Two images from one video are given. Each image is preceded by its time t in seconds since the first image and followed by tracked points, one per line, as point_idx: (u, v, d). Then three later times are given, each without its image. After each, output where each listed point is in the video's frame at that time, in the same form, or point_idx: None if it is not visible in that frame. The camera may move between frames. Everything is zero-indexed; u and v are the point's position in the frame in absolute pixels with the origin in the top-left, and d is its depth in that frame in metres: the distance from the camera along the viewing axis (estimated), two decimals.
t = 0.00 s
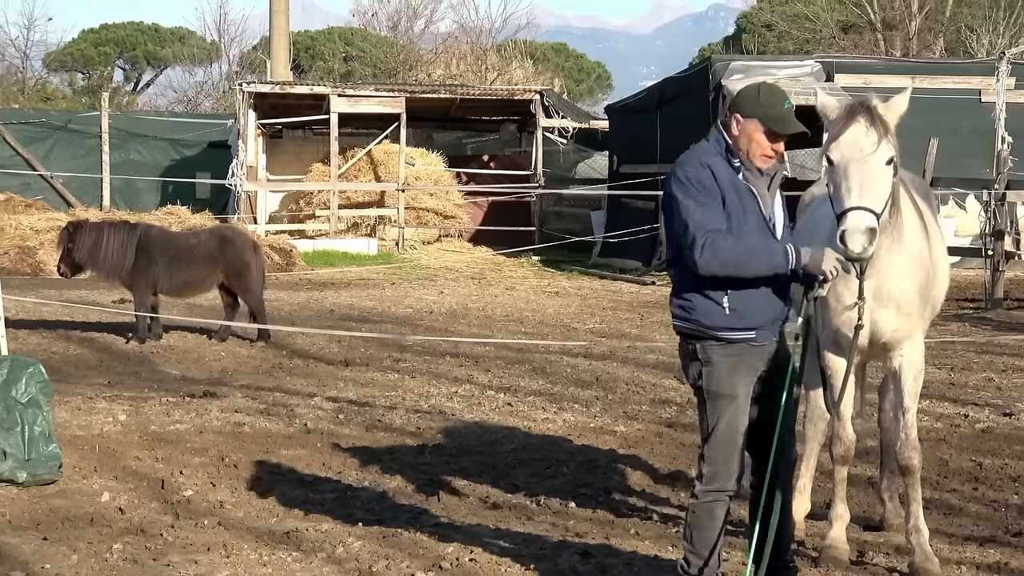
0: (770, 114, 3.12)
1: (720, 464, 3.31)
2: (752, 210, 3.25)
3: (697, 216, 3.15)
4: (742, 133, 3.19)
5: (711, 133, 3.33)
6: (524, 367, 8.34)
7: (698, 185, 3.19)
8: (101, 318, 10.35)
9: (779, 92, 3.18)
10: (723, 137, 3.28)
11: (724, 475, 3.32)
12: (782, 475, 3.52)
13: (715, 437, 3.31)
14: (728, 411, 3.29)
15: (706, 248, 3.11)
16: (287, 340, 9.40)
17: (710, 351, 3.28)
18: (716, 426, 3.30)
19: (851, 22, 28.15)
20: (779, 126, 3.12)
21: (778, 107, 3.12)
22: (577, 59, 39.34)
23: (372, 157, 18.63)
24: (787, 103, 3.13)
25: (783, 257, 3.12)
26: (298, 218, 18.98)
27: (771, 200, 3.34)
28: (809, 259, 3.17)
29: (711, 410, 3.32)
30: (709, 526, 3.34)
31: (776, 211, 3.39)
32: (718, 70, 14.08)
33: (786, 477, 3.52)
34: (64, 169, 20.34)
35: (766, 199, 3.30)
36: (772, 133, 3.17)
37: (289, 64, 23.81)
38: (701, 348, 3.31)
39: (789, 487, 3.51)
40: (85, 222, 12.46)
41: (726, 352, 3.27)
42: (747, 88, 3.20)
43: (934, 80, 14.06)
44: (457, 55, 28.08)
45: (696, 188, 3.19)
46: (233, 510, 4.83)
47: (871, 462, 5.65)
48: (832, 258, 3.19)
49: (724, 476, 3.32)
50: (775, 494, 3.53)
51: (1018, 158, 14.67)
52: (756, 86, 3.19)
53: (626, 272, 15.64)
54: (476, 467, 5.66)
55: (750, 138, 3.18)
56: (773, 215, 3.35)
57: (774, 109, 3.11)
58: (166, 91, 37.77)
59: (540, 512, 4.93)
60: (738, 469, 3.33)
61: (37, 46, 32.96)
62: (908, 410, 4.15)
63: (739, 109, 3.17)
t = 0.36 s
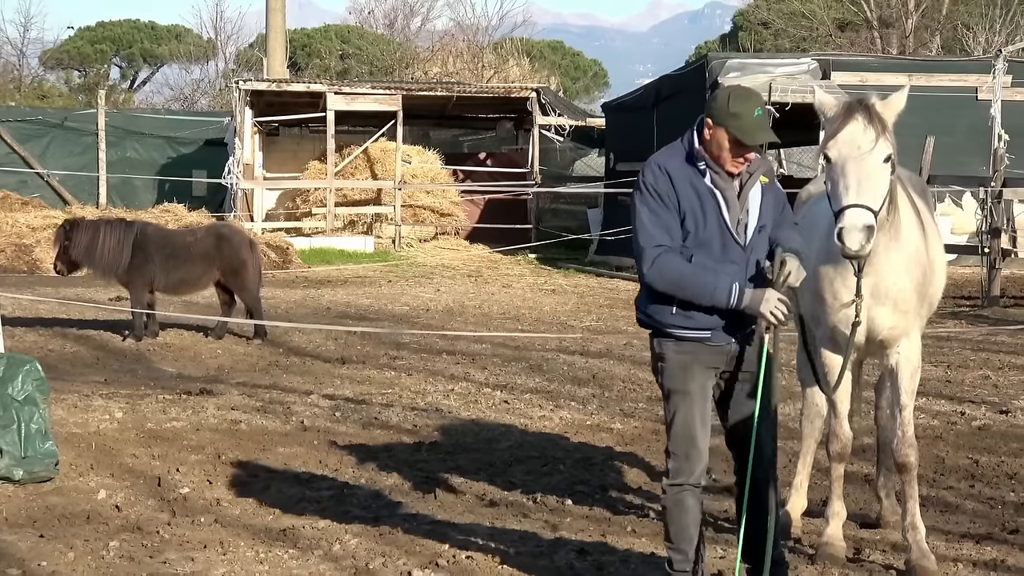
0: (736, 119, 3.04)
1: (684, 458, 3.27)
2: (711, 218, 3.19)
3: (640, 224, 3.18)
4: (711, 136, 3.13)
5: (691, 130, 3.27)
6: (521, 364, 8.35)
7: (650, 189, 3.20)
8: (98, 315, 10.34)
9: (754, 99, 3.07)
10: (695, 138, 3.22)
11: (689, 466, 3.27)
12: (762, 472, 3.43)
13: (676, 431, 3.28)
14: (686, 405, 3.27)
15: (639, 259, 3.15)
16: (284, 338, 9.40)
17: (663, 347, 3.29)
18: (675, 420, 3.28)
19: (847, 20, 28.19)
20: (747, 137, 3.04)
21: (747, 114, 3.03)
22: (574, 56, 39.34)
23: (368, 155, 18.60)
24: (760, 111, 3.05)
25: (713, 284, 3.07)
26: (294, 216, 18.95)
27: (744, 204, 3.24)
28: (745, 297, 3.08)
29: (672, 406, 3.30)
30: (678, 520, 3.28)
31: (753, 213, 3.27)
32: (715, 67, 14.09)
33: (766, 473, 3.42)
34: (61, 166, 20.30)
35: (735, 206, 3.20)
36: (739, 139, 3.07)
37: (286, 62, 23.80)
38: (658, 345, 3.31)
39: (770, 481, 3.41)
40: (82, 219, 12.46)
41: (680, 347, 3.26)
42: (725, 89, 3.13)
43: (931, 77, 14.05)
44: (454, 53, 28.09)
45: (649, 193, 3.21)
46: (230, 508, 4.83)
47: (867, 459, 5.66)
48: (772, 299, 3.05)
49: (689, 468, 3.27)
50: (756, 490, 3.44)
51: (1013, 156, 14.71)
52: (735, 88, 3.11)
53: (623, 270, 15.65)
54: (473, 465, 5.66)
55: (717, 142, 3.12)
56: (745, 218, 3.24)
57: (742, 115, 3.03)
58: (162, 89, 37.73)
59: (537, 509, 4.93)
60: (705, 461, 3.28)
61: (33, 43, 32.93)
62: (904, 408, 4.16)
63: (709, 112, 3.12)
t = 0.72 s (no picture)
0: (712, 104, 3.01)
1: (677, 453, 3.28)
2: (696, 214, 3.18)
3: (624, 225, 3.18)
4: (691, 126, 3.11)
5: (674, 126, 3.26)
6: (518, 360, 8.34)
7: (634, 189, 3.20)
8: (96, 311, 10.32)
9: (729, 81, 3.04)
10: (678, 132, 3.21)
11: (683, 460, 3.27)
12: (758, 467, 3.42)
13: (669, 425, 3.29)
14: (679, 400, 3.28)
15: (624, 261, 3.14)
16: (281, 333, 9.39)
17: (657, 343, 3.30)
18: (670, 415, 3.29)
19: (844, 16, 28.18)
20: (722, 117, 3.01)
21: (721, 98, 3.00)
22: (571, 52, 39.23)
23: (365, 150, 18.59)
24: (732, 91, 3.02)
25: (697, 284, 3.05)
26: (291, 211, 18.92)
27: (731, 197, 3.23)
28: (720, 297, 3.00)
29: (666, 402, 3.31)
30: (673, 514, 3.28)
31: (739, 205, 3.27)
32: (712, 62, 14.08)
33: (761, 468, 3.42)
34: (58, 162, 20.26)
35: (720, 200, 3.19)
36: (719, 125, 3.05)
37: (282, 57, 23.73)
38: (651, 342, 3.32)
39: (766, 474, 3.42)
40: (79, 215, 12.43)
41: (672, 342, 3.28)
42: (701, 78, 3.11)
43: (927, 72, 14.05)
44: (451, 49, 28.08)
45: (632, 192, 3.20)
46: (227, 503, 4.83)
47: (864, 454, 5.66)
48: (748, 296, 2.99)
49: (683, 463, 3.28)
50: (751, 485, 3.43)
51: (1011, 151, 14.72)
52: (710, 76, 3.08)
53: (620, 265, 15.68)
54: (471, 460, 5.66)
55: (697, 131, 3.09)
56: (732, 212, 3.24)
57: (716, 99, 3.00)
58: (159, 85, 37.65)
59: (534, 504, 4.93)
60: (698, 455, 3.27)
61: (30, 39, 32.86)
62: (903, 402, 4.17)
63: (687, 102, 3.09)
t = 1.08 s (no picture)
0: (707, 92, 3.02)
1: (683, 451, 3.28)
2: (699, 208, 3.17)
3: (626, 220, 3.17)
4: (690, 117, 3.11)
5: (676, 121, 3.26)
6: (516, 354, 8.35)
7: (636, 184, 3.19)
8: (93, 306, 10.30)
9: (725, 70, 3.05)
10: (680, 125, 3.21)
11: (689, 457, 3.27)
12: (760, 462, 3.43)
13: (676, 423, 3.28)
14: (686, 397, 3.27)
15: (626, 257, 3.14)
16: (279, 328, 9.38)
17: (663, 340, 3.29)
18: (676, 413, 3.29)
19: (842, 10, 28.13)
20: (717, 103, 3.01)
21: (714, 85, 3.01)
22: (569, 46, 39.21)
23: (363, 145, 18.58)
24: (723, 78, 3.02)
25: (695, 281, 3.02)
26: (289, 206, 18.89)
27: (736, 190, 3.22)
28: (708, 295, 2.96)
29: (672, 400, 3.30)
30: (678, 510, 3.29)
31: (746, 198, 3.25)
32: (709, 57, 14.13)
33: (764, 464, 3.43)
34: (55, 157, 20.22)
35: (724, 193, 3.18)
36: (717, 113, 3.06)
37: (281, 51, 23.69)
38: (657, 338, 3.31)
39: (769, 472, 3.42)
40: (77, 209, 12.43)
41: (680, 339, 3.26)
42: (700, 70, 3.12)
43: (926, 66, 14.03)
44: (448, 43, 28.06)
45: (634, 187, 3.19)
46: (226, 498, 4.83)
47: (862, 448, 5.67)
48: (733, 296, 2.93)
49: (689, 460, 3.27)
50: (753, 481, 3.43)
51: (1008, 145, 14.72)
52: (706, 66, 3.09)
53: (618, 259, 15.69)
54: (469, 455, 5.66)
55: (697, 122, 3.10)
56: (738, 205, 3.22)
57: (709, 85, 3.01)
58: (157, 79, 37.57)
59: (533, 499, 4.94)
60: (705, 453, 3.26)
61: (27, 33, 32.80)
62: (901, 397, 4.17)
63: (684, 92, 3.10)
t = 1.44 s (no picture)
0: (726, 83, 3.02)
1: (695, 447, 3.25)
2: (718, 202, 3.16)
3: (646, 211, 3.14)
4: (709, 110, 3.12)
5: (693, 116, 3.25)
6: (515, 349, 8.35)
7: (655, 176, 3.17)
8: (93, 302, 10.29)
9: (745, 62, 3.06)
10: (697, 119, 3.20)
11: (701, 457, 3.24)
12: (764, 460, 3.44)
13: (688, 420, 3.26)
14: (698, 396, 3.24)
15: (644, 247, 3.11)
16: (279, 324, 9.37)
17: (677, 335, 3.24)
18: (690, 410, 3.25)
19: (841, 4, 28.11)
20: (737, 93, 3.02)
21: (734, 75, 3.01)
22: (568, 41, 39.21)
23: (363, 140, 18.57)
24: (744, 72, 3.02)
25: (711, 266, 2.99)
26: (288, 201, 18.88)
27: (752, 187, 3.22)
28: (728, 271, 2.93)
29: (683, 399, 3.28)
30: (687, 509, 3.27)
31: (760, 196, 3.25)
32: (709, 52, 14.09)
33: (766, 462, 3.44)
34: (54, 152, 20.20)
35: (741, 188, 3.18)
36: (736, 103, 3.06)
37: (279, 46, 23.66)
38: (669, 333, 3.27)
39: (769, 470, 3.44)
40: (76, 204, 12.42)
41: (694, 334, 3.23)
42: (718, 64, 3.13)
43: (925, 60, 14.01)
44: (447, 38, 28.04)
45: (653, 178, 3.17)
46: (226, 493, 4.83)
47: (862, 443, 5.67)
48: (755, 268, 2.90)
49: (701, 459, 3.25)
50: (754, 478, 3.45)
51: (1008, 140, 14.70)
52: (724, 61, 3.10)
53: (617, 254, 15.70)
54: (469, 450, 5.66)
55: (716, 114, 3.10)
56: (753, 202, 3.22)
57: (730, 77, 3.01)
58: (156, 75, 37.54)
59: (533, 494, 4.94)
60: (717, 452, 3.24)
61: (26, 29, 32.77)
62: (900, 391, 4.18)
63: (703, 86, 3.11)
